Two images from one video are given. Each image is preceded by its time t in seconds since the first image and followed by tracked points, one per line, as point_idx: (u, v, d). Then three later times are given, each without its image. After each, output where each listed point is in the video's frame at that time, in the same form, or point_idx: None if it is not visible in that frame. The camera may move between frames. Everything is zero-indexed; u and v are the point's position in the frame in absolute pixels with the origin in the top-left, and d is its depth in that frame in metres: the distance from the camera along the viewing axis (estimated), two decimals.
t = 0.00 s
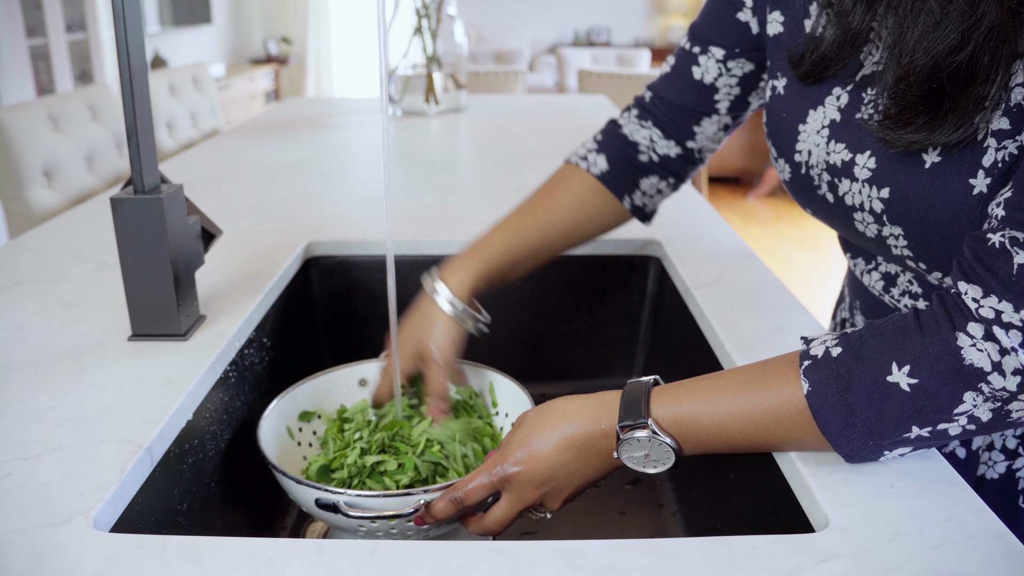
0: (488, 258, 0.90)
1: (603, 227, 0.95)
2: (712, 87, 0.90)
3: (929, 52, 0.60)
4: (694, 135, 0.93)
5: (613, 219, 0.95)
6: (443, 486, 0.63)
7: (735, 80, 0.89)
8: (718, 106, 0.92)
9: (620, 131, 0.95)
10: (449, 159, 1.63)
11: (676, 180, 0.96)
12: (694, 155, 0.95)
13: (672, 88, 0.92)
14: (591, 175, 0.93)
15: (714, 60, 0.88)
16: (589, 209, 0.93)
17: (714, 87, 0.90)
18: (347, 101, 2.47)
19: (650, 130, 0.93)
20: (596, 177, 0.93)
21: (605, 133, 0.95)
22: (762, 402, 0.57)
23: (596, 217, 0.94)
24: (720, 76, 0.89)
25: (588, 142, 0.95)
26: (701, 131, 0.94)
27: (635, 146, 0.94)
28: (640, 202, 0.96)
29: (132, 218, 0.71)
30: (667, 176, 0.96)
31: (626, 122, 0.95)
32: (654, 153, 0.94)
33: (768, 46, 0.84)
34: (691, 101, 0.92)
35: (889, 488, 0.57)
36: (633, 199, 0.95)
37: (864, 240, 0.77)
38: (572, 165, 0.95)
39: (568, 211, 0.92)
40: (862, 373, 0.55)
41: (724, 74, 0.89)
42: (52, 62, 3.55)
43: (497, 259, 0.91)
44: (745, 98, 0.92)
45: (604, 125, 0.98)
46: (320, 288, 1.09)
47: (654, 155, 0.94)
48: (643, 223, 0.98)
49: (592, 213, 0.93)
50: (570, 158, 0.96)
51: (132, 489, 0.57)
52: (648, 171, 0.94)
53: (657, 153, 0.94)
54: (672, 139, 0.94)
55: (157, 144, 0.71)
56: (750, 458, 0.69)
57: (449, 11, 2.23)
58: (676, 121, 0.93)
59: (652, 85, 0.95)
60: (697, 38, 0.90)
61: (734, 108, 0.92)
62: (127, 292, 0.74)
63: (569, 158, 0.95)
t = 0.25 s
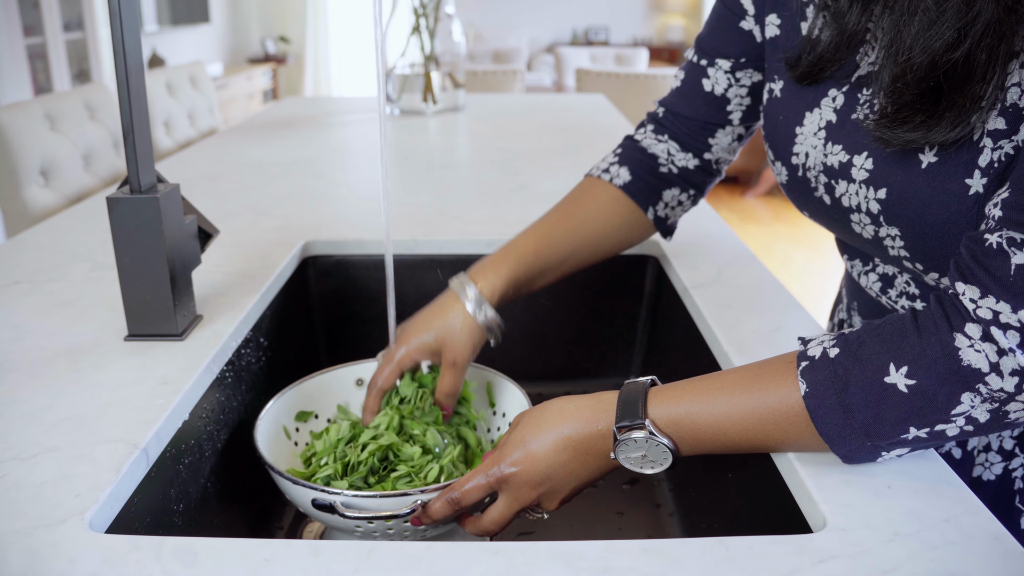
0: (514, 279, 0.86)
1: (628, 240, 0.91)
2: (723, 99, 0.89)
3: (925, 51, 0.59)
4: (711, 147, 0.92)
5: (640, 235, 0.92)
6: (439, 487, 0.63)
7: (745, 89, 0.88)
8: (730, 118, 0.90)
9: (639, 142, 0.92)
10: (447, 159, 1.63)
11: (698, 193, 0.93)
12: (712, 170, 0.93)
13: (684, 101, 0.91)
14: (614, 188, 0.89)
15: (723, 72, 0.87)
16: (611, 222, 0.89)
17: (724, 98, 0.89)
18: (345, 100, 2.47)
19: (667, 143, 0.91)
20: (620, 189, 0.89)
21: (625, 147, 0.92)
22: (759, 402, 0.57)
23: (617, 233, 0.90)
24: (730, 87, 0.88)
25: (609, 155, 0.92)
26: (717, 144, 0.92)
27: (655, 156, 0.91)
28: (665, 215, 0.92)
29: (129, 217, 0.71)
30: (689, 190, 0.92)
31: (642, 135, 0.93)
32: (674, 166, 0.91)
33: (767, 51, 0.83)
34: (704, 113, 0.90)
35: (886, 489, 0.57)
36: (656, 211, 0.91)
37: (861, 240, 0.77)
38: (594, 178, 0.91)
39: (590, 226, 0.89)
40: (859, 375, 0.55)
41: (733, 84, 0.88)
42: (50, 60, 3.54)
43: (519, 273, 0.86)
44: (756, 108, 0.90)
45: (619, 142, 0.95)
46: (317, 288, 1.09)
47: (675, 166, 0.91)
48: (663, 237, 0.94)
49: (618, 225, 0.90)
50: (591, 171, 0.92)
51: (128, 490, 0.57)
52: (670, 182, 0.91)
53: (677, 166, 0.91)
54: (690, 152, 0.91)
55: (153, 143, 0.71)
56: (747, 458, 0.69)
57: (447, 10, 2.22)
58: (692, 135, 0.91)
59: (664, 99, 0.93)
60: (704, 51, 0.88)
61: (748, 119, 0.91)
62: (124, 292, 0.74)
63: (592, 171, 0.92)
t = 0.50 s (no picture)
0: (522, 305, 0.81)
1: (628, 259, 0.88)
2: (734, 97, 0.88)
3: (922, 49, 0.59)
4: (719, 150, 0.90)
5: (639, 254, 0.89)
6: (440, 484, 0.63)
7: (754, 88, 0.88)
8: (741, 118, 0.90)
9: (638, 157, 0.89)
10: (447, 155, 1.63)
11: (697, 203, 0.92)
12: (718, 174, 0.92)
13: (691, 103, 0.89)
14: (614, 209, 0.86)
15: (733, 69, 0.87)
16: (615, 243, 0.86)
17: (735, 97, 0.88)
18: (344, 97, 2.47)
19: (670, 152, 0.89)
20: (621, 211, 0.86)
21: (622, 162, 0.89)
22: (761, 399, 0.57)
23: (621, 254, 0.87)
24: (740, 85, 0.88)
25: (606, 172, 0.88)
26: (726, 146, 0.91)
27: (656, 170, 0.88)
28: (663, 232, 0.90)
29: (129, 214, 0.71)
30: (688, 201, 0.91)
31: (642, 146, 0.90)
32: (677, 176, 0.89)
33: (767, 45, 0.85)
34: (713, 114, 0.89)
35: (887, 485, 0.57)
36: (658, 230, 0.89)
37: (863, 237, 0.76)
38: (589, 197, 0.88)
39: (592, 246, 0.85)
40: (862, 371, 0.54)
41: (744, 82, 0.88)
42: (49, 57, 3.54)
43: (528, 304, 0.82)
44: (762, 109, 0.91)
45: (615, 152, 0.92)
46: (318, 284, 1.09)
47: (677, 178, 0.89)
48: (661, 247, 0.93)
49: (618, 246, 0.86)
50: (586, 190, 0.88)
51: (129, 487, 0.57)
52: (671, 198, 0.89)
53: (680, 176, 0.89)
54: (696, 159, 0.90)
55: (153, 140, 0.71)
56: (748, 455, 0.69)
57: (447, 7, 2.22)
58: (701, 137, 0.89)
59: (667, 103, 0.91)
60: (712, 49, 0.88)
61: (753, 120, 0.91)
62: (124, 289, 0.74)
63: (587, 190, 0.88)
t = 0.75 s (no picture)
0: (504, 286, 0.85)
1: (613, 244, 0.91)
2: (727, 87, 0.88)
3: (933, 47, 0.58)
4: (709, 138, 0.91)
5: (625, 237, 0.92)
6: (443, 481, 0.62)
7: (750, 78, 0.88)
8: (733, 107, 0.89)
9: (627, 143, 0.91)
10: (450, 153, 1.63)
11: (685, 189, 0.94)
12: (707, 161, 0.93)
13: (684, 90, 0.89)
14: (598, 195, 0.89)
15: (730, 59, 0.86)
16: (597, 226, 0.89)
17: (729, 87, 0.88)
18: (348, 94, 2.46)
19: (660, 139, 0.90)
20: (605, 197, 0.89)
21: (610, 147, 0.91)
22: (766, 396, 0.57)
23: (603, 237, 0.90)
24: (735, 75, 0.87)
25: (593, 158, 0.90)
26: (717, 135, 0.91)
27: (644, 158, 0.90)
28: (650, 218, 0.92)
29: (132, 211, 0.70)
30: (675, 185, 0.93)
31: (632, 131, 0.91)
32: (664, 163, 0.91)
33: (777, 41, 0.83)
34: (705, 102, 0.89)
35: (893, 484, 0.57)
36: (644, 215, 0.91)
37: (873, 235, 0.76)
38: (574, 183, 0.91)
39: (574, 230, 0.88)
40: (867, 369, 0.54)
41: (739, 72, 0.87)
42: (53, 55, 3.54)
43: (508, 285, 0.86)
44: (757, 98, 0.90)
45: (605, 135, 0.93)
46: (320, 281, 1.08)
47: (665, 165, 0.91)
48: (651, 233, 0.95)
49: (602, 231, 0.90)
50: (573, 175, 0.91)
51: (131, 484, 0.57)
52: (657, 183, 0.91)
53: (667, 163, 0.90)
54: (685, 146, 0.91)
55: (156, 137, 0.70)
56: (752, 453, 0.69)
57: (450, 5, 2.22)
58: (690, 125, 0.90)
59: (660, 87, 0.91)
60: (710, 37, 0.87)
61: (748, 109, 0.91)
62: (126, 286, 0.74)
63: (573, 176, 0.91)
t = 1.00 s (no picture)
0: (479, 312, 0.81)
1: (604, 257, 0.88)
2: (739, 78, 0.86)
3: (951, 41, 0.57)
4: (719, 133, 0.88)
5: (617, 251, 0.89)
6: (445, 477, 0.62)
7: (762, 70, 0.86)
8: (746, 101, 0.87)
9: (626, 146, 0.88)
10: (453, 148, 1.62)
11: (691, 196, 0.90)
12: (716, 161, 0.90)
13: (693, 84, 0.88)
14: (587, 203, 0.86)
15: (742, 49, 0.85)
16: (586, 239, 0.86)
17: (739, 79, 0.86)
18: (350, 89, 2.46)
19: (663, 138, 0.87)
20: (595, 205, 0.86)
21: (605, 152, 0.89)
22: (769, 393, 0.56)
23: (592, 249, 0.87)
24: (747, 67, 0.86)
25: (586, 163, 0.89)
26: (728, 129, 0.89)
27: (642, 161, 0.87)
28: (649, 222, 0.89)
29: (133, 206, 0.70)
30: (682, 190, 0.89)
31: (633, 133, 0.89)
32: (666, 165, 0.87)
33: (782, 32, 0.82)
34: (714, 95, 0.87)
35: (899, 480, 0.57)
36: (640, 223, 0.88)
37: (881, 231, 0.75)
38: (567, 192, 0.88)
39: (557, 251, 0.85)
40: (872, 366, 0.54)
41: (752, 63, 0.85)
42: (55, 51, 3.54)
43: (481, 308, 0.82)
44: (770, 92, 0.88)
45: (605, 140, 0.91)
46: (323, 277, 1.08)
47: (666, 167, 0.88)
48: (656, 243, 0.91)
49: (591, 245, 0.86)
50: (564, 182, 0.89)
51: (133, 481, 0.57)
52: (657, 188, 0.88)
53: (670, 164, 0.87)
54: (691, 145, 0.88)
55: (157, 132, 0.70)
56: (757, 449, 0.68)
57: None
58: (699, 121, 0.87)
59: (667, 84, 0.90)
60: (722, 27, 0.86)
61: (761, 103, 0.88)
62: (128, 281, 0.74)
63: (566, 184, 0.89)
